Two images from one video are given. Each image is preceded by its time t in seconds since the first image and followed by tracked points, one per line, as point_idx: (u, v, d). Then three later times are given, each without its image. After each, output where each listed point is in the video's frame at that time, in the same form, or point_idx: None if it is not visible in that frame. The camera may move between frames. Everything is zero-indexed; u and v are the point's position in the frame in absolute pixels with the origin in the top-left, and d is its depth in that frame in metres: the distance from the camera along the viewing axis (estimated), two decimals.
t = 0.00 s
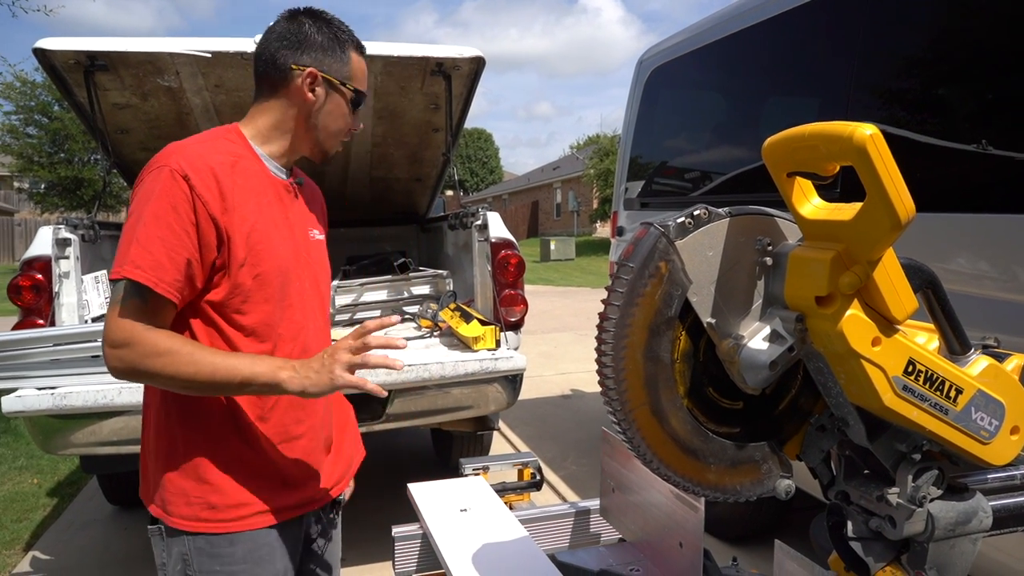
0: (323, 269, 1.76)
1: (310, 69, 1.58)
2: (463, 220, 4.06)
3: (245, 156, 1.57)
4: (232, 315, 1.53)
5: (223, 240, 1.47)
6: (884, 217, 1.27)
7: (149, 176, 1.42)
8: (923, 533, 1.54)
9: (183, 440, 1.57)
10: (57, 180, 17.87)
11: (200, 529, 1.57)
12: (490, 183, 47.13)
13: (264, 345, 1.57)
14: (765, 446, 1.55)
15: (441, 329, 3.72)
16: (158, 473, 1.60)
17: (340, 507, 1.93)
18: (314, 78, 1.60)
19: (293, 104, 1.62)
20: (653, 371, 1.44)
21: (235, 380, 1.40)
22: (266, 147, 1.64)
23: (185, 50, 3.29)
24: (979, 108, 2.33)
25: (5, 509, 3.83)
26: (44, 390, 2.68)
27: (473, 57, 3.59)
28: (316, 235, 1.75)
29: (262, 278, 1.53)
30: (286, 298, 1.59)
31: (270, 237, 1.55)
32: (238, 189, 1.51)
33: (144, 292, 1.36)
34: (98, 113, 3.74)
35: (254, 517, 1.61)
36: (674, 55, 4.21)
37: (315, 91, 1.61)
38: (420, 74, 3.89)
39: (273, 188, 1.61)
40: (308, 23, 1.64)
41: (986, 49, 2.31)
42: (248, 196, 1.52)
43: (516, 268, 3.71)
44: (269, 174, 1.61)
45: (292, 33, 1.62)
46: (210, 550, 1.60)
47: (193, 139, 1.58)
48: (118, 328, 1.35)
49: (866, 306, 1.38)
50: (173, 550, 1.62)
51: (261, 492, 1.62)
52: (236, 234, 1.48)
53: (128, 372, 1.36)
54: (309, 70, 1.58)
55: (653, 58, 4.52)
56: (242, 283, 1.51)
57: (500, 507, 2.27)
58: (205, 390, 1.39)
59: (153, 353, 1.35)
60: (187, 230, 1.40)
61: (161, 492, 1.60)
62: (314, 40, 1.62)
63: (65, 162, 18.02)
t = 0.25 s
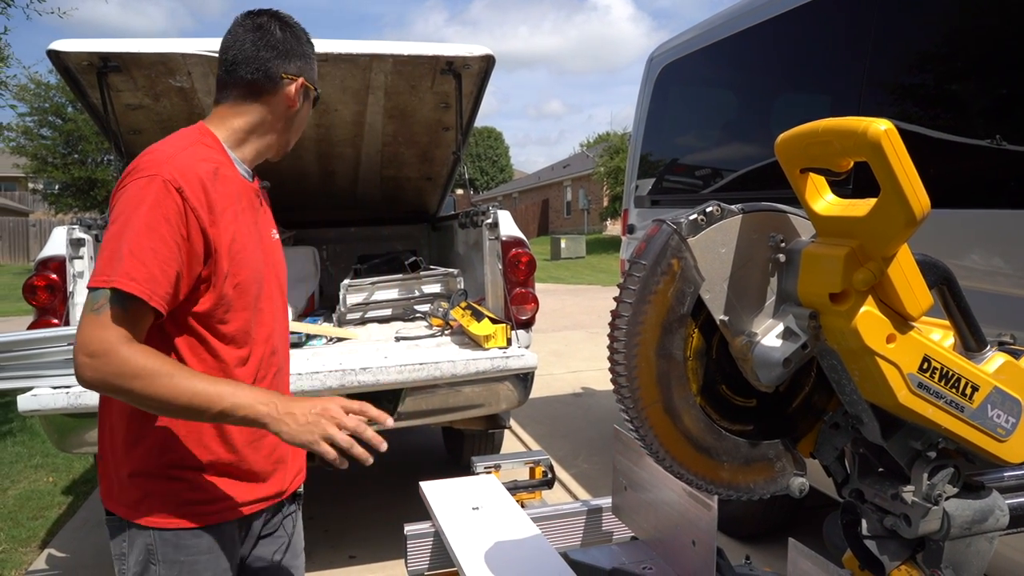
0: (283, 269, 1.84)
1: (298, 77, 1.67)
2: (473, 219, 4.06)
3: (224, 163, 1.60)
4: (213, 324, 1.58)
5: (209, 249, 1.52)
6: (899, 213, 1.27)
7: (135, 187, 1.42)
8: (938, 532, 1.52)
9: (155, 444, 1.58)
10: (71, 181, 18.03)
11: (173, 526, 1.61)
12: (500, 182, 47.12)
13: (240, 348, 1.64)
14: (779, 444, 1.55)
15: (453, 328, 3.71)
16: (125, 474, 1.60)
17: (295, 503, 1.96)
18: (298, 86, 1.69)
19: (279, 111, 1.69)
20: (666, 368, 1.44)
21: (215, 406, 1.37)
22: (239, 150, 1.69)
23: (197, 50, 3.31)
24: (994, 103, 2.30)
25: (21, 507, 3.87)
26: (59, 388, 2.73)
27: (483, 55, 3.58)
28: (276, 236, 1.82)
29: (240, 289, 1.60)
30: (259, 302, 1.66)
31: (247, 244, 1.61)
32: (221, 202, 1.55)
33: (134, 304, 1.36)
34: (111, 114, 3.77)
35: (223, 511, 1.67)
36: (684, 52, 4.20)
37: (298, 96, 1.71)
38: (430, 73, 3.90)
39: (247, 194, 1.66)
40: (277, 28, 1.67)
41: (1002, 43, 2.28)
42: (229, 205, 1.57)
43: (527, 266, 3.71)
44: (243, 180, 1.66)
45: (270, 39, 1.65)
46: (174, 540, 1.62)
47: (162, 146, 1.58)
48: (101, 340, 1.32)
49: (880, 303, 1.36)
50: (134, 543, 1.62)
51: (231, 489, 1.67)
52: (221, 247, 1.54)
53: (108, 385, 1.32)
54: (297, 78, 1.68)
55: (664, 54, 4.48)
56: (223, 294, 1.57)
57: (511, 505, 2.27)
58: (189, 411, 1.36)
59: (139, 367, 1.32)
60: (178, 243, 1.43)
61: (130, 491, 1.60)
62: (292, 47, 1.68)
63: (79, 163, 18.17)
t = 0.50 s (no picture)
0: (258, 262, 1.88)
1: (274, 73, 1.72)
2: (475, 219, 4.06)
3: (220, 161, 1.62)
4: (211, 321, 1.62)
5: (214, 248, 1.55)
6: (899, 213, 1.26)
7: (150, 186, 1.43)
8: (939, 533, 1.51)
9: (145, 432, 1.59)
10: (75, 182, 18.08)
11: (166, 513, 1.62)
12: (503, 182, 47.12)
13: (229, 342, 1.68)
14: (779, 444, 1.54)
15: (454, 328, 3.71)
16: (114, 464, 1.60)
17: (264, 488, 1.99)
18: (272, 82, 1.74)
19: (255, 107, 1.73)
20: (666, 369, 1.44)
21: (192, 434, 1.45)
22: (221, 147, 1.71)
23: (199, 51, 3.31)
24: (996, 103, 2.30)
25: (24, 507, 3.88)
26: (61, 389, 2.72)
27: (485, 55, 3.58)
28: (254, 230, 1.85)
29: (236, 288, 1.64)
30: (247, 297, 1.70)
31: (240, 241, 1.65)
32: (224, 203, 1.58)
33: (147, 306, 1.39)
34: (114, 115, 3.78)
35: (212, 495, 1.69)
36: (686, 51, 4.19)
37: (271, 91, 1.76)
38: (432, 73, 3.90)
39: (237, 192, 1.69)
40: (252, 25, 1.70)
41: (1004, 42, 2.27)
42: (227, 203, 1.60)
43: (529, 266, 3.70)
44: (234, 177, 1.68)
45: (247, 37, 1.68)
46: (169, 524, 1.63)
47: (162, 138, 1.56)
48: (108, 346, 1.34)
49: (881, 303, 1.36)
50: (126, 531, 1.61)
51: (220, 475, 1.70)
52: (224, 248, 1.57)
53: (106, 390, 1.36)
54: (273, 75, 1.72)
55: (668, 54, 4.46)
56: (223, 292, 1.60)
57: (512, 505, 2.27)
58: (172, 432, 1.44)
59: (140, 382, 1.37)
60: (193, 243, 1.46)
61: (119, 483, 1.60)
62: (267, 44, 1.72)
63: (83, 163, 18.22)
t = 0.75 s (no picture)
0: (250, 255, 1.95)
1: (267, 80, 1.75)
2: (475, 219, 4.06)
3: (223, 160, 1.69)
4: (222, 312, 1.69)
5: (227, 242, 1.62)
6: (896, 212, 1.26)
7: (173, 183, 1.49)
8: (938, 533, 1.51)
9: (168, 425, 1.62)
10: (76, 183, 18.09)
11: (195, 503, 1.66)
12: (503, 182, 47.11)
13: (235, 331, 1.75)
14: (777, 444, 1.54)
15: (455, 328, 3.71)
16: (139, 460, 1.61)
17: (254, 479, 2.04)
18: (264, 88, 1.78)
19: (250, 112, 1.76)
20: (663, 368, 1.44)
21: (220, 411, 1.56)
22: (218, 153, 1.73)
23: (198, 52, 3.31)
24: (996, 102, 2.30)
25: (24, 508, 3.88)
26: (61, 390, 2.70)
27: (485, 55, 3.58)
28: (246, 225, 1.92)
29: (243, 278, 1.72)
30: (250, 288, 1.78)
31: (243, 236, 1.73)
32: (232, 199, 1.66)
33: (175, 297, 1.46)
34: (113, 116, 3.78)
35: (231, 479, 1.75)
36: (686, 51, 4.19)
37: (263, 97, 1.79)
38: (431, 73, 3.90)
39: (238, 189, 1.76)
40: (243, 33, 1.72)
41: (1006, 41, 2.27)
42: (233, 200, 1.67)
43: (529, 266, 3.70)
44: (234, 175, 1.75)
45: (241, 46, 1.70)
46: (194, 513, 1.67)
47: (167, 138, 1.61)
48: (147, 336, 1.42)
49: (878, 303, 1.36)
50: (152, 523, 1.64)
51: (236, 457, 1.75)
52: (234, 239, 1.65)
53: (143, 378, 1.43)
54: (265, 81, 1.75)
55: (669, 53, 4.44)
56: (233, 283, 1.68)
57: (511, 506, 2.26)
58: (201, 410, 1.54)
59: (175, 369, 1.45)
60: (213, 237, 1.53)
61: (146, 478, 1.62)
62: (258, 50, 1.74)
63: (83, 164, 18.23)
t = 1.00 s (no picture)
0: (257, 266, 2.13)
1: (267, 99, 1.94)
2: (476, 218, 4.06)
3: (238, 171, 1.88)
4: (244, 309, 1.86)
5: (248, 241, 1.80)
6: (894, 210, 1.26)
7: (205, 185, 1.68)
8: (936, 530, 1.51)
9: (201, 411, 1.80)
10: (76, 183, 18.11)
11: (227, 483, 1.84)
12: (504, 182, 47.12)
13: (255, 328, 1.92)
14: (776, 442, 1.55)
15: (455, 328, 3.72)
16: (176, 446, 1.78)
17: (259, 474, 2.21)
18: (264, 107, 1.97)
19: (253, 129, 1.95)
20: (662, 366, 1.44)
21: (254, 395, 1.70)
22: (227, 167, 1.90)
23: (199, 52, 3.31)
24: (996, 102, 2.30)
25: (27, 507, 3.89)
26: (63, 389, 2.70)
27: (485, 55, 3.58)
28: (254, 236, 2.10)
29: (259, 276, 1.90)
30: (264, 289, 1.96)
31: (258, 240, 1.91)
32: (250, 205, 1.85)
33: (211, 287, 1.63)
34: (114, 116, 3.78)
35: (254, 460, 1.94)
36: (686, 51, 4.19)
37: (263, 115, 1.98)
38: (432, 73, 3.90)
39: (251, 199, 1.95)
40: (244, 59, 1.92)
41: (1006, 41, 2.27)
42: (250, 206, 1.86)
43: (529, 266, 3.70)
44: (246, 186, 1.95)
45: (243, 69, 1.90)
46: (226, 492, 1.85)
47: (189, 152, 1.80)
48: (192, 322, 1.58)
49: (876, 301, 1.36)
50: (188, 502, 1.82)
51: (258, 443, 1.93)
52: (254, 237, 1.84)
53: (186, 362, 1.59)
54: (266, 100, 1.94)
55: (671, 52, 4.42)
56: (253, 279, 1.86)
57: (511, 504, 2.27)
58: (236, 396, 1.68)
59: (215, 353, 1.61)
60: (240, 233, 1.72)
61: (184, 460, 1.79)
62: (260, 74, 1.95)
63: (84, 165, 18.24)
